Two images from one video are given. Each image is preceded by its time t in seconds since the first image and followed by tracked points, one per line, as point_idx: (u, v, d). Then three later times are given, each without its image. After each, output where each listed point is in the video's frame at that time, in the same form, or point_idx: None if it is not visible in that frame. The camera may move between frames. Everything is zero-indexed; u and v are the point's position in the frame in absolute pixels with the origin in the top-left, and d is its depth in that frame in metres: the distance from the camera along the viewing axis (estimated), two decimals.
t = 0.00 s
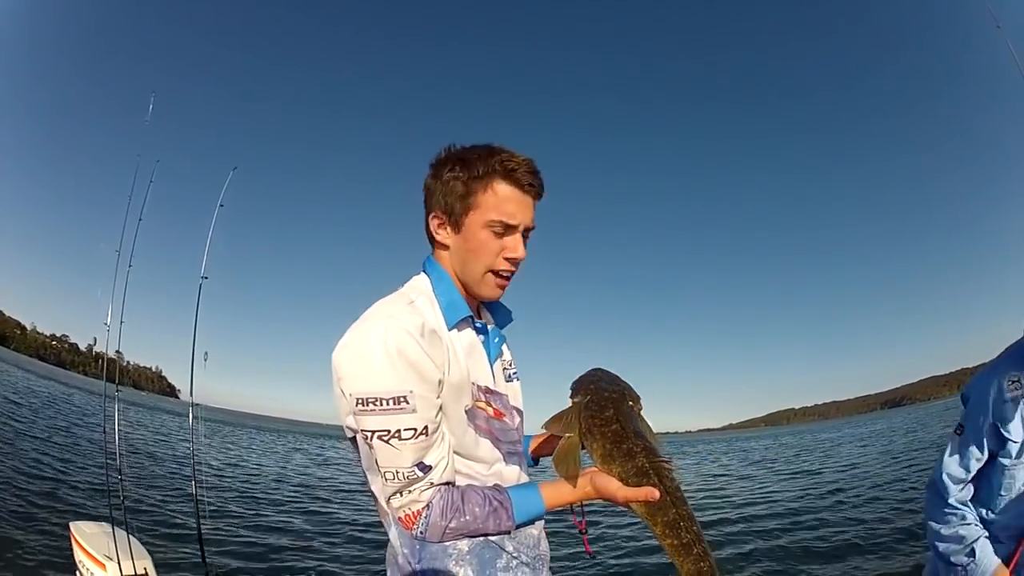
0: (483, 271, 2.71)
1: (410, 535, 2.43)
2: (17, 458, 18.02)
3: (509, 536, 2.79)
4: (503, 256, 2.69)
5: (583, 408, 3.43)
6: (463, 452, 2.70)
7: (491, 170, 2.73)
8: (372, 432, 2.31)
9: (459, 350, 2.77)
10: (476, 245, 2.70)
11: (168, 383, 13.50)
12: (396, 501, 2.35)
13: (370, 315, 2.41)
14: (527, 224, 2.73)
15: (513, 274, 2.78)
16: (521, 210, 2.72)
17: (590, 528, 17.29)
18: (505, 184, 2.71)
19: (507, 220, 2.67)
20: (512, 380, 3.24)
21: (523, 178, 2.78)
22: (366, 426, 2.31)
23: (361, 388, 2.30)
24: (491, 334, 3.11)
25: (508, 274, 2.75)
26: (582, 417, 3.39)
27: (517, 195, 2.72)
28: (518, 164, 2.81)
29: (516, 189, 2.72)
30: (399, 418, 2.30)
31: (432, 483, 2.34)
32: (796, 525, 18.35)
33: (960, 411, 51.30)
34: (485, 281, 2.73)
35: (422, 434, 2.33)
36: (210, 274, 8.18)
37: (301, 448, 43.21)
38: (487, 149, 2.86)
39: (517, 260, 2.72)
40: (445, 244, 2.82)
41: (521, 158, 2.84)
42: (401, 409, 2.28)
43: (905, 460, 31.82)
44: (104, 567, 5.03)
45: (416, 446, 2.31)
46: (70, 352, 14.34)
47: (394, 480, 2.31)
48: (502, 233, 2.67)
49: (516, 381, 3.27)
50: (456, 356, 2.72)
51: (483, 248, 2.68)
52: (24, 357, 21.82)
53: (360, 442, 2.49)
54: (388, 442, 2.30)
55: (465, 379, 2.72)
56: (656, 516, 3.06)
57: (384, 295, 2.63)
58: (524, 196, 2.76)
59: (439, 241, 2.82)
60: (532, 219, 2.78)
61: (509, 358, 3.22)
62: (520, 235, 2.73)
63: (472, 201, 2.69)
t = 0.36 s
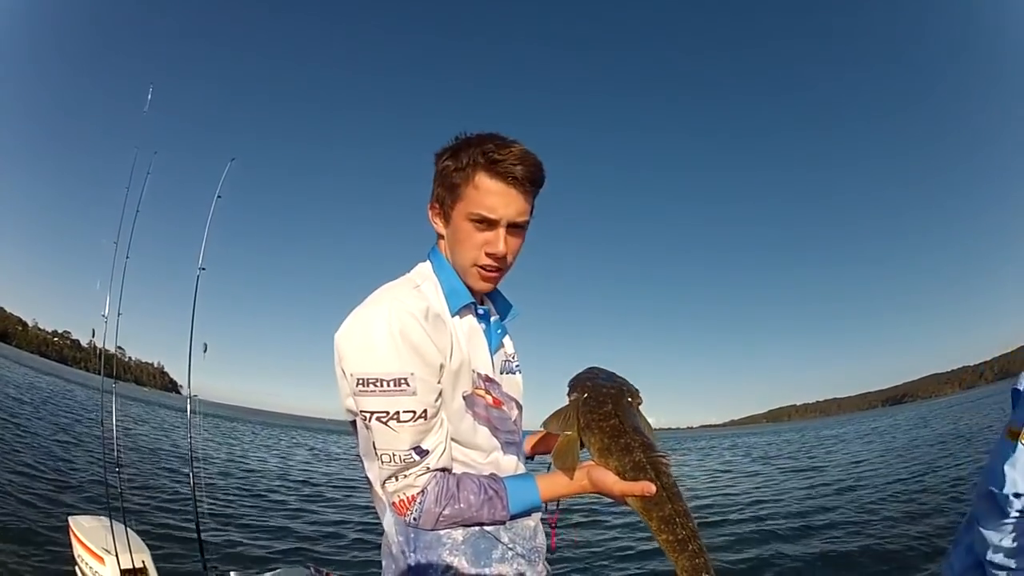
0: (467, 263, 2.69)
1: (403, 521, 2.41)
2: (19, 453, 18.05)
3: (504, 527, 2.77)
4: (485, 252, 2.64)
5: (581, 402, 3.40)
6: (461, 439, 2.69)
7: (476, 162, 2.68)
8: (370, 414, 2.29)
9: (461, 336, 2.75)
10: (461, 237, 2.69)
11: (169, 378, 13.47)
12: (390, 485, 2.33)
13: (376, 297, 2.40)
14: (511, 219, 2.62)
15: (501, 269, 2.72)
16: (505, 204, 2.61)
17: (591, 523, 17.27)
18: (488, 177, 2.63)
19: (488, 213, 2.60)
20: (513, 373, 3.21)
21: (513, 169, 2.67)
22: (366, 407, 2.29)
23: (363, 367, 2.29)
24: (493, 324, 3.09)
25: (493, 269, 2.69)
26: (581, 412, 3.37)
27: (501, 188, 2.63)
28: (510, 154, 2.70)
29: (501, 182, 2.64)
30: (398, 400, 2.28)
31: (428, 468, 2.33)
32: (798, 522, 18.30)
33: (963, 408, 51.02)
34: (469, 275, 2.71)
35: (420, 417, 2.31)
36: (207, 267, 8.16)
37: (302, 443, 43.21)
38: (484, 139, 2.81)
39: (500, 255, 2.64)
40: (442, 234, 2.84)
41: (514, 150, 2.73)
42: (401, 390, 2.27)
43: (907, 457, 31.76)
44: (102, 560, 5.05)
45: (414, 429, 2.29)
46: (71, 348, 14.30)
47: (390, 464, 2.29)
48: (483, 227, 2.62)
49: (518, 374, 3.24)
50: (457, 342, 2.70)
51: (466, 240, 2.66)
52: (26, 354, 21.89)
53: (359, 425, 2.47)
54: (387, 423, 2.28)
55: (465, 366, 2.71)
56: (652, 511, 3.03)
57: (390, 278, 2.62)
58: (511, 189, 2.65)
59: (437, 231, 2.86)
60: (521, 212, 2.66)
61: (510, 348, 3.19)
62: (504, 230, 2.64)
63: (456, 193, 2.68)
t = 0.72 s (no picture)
0: (462, 249, 2.67)
1: (392, 511, 2.42)
2: (20, 455, 18.05)
3: (497, 518, 2.77)
4: (481, 236, 2.63)
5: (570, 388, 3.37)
6: (451, 428, 2.68)
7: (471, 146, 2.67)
8: (358, 400, 2.29)
9: (452, 324, 2.74)
10: (456, 222, 2.67)
11: (170, 378, 13.46)
12: (378, 473, 2.33)
13: (365, 283, 2.40)
14: (507, 203, 2.62)
15: (497, 254, 2.71)
16: (501, 188, 2.61)
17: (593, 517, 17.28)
18: (484, 161, 2.62)
19: (484, 198, 2.59)
20: (506, 362, 3.20)
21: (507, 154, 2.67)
22: (354, 394, 2.29)
23: (351, 353, 2.29)
24: (485, 314, 3.08)
25: (488, 254, 2.67)
26: (570, 398, 3.35)
27: (497, 172, 2.62)
28: (504, 140, 2.70)
29: (496, 166, 2.64)
30: (387, 386, 2.28)
31: (415, 457, 2.33)
32: (801, 514, 18.33)
33: (964, 399, 50.99)
34: (464, 260, 2.69)
35: (409, 404, 2.31)
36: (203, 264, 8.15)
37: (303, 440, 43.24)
38: (478, 124, 2.81)
39: (496, 239, 2.63)
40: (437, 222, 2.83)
41: (509, 135, 2.73)
42: (390, 377, 2.27)
43: (908, 449, 31.76)
44: (102, 558, 5.07)
45: (402, 417, 2.29)
46: (72, 349, 14.26)
47: (377, 452, 2.28)
48: (478, 211, 2.61)
49: (510, 365, 3.24)
50: (448, 330, 2.70)
51: (462, 225, 2.65)
52: (26, 355, 21.93)
53: (348, 414, 2.47)
54: (375, 410, 2.28)
55: (455, 354, 2.71)
56: (644, 502, 3.04)
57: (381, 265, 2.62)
58: (505, 173, 2.65)
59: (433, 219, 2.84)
60: (516, 197, 2.66)
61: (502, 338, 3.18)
62: (499, 214, 2.63)
63: (450, 178, 2.67)
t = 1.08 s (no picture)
0: (492, 258, 2.65)
1: (392, 511, 2.38)
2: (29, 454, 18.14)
3: (500, 518, 2.73)
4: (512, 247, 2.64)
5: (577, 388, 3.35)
6: (451, 427, 2.64)
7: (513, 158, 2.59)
8: (355, 400, 2.26)
9: (451, 321, 2.70)
10: (488, 232, 2.60)
11: (177, 375, 13.48)
12: (376, 474, 2.30)
13: (360, 280, 2.36)
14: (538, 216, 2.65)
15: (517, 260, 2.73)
16: (536, 202, 2.63)
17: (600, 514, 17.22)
18: (525, 175, 2.59)
19: (522, 211, 2.59)
20: (507, 359, 3.16)
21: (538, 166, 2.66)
22: (350, 393, 2.26)
23: (347, 352, 2.26)
24: (486, 310, 3.03)
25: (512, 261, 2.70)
26: (578, 398, 3.32)
27: (532, 185, 2.62)
28: (537, 150, 2.66)
29: (531, 178, 2.62)
30: (383, 385, 2.25)
31: (413, 456, 2.29)
32: (809, 510, 18.20)
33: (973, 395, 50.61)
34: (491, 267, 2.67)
35: (406, 404, 2.27)
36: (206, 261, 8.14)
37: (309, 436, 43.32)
38: (497, 126, 2.70)
39: (527, 251, 2.66)
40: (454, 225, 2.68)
41: (537, 143, 2.70)
42: (386, 376, 2.23)
43: (917, 445, 31.56)
44: (106, 557, 5.07)
45: (399, 417, 2.25)
46: (78, 347, 14.30)
47: (374, 452, 2.25)
48: (516, 223, 2.60)
49: (513, 361, 3.20)
50: (447, 327, 2.65)
51: (495, 236, 2.61)
52: (33, 354, 22.05)
53: (346, 414, 2.44)
54: (372, 410, 2.24)
55: (455, 351, 2.66)
56: (646, 501, 2.98)
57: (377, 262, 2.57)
58: (538, 186, 2.66)
59: (448, 221, 2.68)
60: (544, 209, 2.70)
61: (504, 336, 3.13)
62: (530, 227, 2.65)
63: (487, 188, 2.56)
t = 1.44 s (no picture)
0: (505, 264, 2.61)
1: (398, 514, 2.33)
2: (36, 456, 18.18)
3: (508, 515, 2.67)
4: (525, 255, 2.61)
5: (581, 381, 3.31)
6: (454, 427, 2.59)
7: (537, 168, 2.52)
8: (355, 403, 2.21)
9: (452, 322, 2.64)
10: (504, 239, 2.54)
11: (183, 375, 13.47)
12: (380, 477, 2.25)
13: (357, 283, 2.31)
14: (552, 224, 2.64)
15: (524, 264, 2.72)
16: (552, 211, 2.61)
17: (608, 510, 17.17)
18: (548, 186, 2.54)
19: (540, 220, 2.55)
20: (511, 356, 3.10)
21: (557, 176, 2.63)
22: (351, 397, 2.22)
23: (346, 355, 2.21)
24: (487, 307, 2.97)
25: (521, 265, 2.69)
26: (582, 392, 3.28)
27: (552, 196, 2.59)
28: (556, 158, 2.61)
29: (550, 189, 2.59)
30: (383, 388, 2.20)
31: (417, 458, 2.24)
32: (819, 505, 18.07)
33: (981, 388, 50.24)
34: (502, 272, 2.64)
35: (407, 406, 2.22)
36: (210, 261, 8.11)
37: (315, 435, 43.36)
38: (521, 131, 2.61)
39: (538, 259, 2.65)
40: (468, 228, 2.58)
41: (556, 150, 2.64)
42: (385, 378, 2.18)
43: (925, 438, 31.43)
44: (113, 557, 5.03)
45: (400, 419, 2.20)
46: (83, 348, 14.30)
47: (377, 455, 2.21)
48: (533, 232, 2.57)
49: (517, 357, 3.13)
50: (448, 327, 2.59)
51: (512, 244, 2.55)
52: (39, 356, 22.10)
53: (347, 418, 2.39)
54: (372, 413, 2.20)
55: (456, 350, 2.60)
56: (651, 488, 2.90)
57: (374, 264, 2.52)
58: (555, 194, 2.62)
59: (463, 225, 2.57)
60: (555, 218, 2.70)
61: (507, 334, 3.06)
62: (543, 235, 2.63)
63: (510, 196, 2.47)
